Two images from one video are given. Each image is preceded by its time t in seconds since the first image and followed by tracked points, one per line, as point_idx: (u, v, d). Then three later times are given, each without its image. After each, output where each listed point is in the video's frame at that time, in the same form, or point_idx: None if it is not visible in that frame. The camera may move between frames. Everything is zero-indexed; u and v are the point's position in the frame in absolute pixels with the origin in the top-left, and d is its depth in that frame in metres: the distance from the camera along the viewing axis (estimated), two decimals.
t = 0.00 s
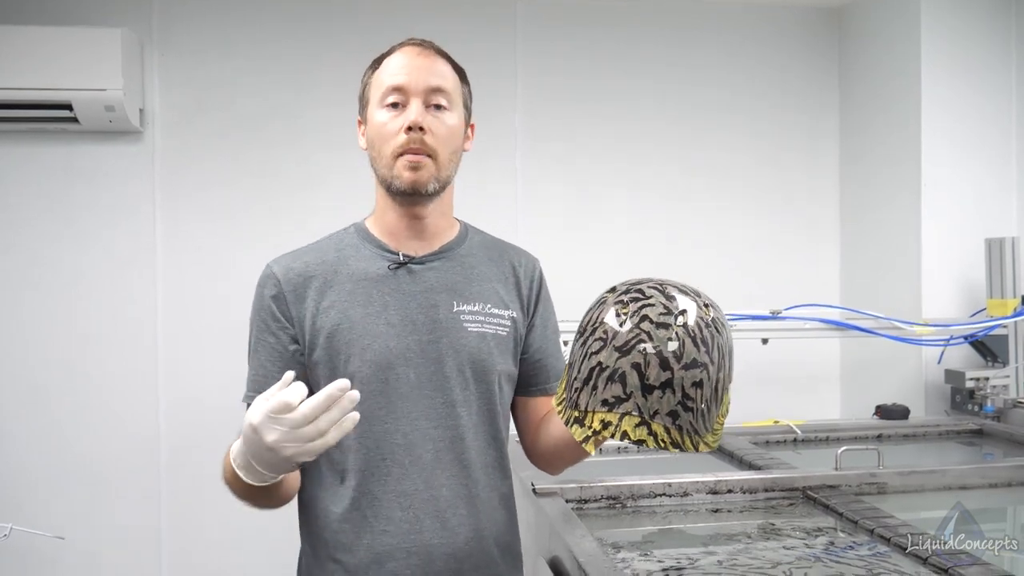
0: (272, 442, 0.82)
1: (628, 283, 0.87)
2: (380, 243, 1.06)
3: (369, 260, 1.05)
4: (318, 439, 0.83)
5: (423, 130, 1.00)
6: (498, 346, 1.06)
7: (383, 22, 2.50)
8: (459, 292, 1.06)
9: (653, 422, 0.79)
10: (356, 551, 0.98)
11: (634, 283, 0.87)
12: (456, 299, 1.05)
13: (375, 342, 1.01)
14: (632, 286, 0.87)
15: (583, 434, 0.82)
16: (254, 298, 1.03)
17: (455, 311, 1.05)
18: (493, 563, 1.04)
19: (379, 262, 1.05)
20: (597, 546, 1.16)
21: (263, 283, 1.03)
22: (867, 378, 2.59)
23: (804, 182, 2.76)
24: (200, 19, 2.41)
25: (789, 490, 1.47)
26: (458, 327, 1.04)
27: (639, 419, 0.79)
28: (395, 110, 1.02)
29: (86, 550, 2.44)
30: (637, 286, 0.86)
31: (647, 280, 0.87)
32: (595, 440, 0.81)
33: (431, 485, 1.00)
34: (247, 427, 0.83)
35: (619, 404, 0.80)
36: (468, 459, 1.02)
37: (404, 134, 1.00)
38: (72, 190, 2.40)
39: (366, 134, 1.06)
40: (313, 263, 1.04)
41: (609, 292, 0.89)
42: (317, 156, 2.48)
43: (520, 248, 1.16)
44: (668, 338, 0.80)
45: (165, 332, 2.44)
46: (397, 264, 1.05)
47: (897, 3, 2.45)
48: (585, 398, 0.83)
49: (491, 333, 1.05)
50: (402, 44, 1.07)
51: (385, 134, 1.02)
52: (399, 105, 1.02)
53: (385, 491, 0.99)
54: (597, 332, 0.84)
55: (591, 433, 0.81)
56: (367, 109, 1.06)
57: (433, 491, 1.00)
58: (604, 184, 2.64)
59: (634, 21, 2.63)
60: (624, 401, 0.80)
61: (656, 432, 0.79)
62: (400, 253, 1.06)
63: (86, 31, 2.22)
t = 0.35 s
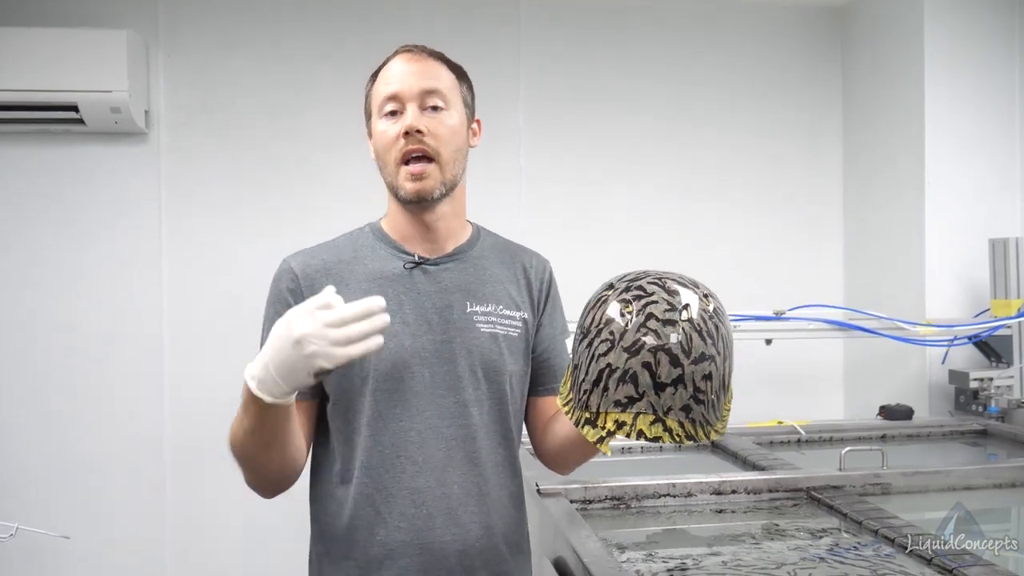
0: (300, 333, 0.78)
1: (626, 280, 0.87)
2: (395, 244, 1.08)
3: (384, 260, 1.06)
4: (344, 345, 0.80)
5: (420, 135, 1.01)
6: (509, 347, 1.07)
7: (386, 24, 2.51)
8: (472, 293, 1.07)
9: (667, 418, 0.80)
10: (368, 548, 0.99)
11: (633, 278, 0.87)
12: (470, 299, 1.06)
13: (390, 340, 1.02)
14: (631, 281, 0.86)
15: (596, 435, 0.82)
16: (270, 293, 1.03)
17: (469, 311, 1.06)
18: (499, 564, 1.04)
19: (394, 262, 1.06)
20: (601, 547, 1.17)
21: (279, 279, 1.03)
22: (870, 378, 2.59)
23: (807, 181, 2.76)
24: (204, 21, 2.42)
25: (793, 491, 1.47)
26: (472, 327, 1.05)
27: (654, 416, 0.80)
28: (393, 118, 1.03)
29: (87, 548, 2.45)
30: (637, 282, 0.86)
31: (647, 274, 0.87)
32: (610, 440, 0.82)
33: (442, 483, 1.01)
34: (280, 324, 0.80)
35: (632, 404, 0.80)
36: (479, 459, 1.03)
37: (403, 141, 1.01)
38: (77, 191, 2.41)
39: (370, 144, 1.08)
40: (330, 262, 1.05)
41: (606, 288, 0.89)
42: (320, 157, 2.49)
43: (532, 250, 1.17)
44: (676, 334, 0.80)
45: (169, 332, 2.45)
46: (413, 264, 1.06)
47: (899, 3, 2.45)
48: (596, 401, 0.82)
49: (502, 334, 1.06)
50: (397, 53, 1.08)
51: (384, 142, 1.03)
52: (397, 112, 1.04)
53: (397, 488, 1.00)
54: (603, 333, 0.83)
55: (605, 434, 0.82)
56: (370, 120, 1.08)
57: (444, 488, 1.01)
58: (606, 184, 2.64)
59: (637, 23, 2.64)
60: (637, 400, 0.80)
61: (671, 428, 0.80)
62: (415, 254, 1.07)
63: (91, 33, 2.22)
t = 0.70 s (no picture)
0: (354, 409, 0.81)
1: (617, 285, 0.86)
2: (404, 240, 1.08)
3: (394, 255, 1.07)
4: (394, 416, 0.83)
5: (435, 135, 1.01)
6: (515, 343, 1.08)
7: (391, 23, 2.51)
8: (480, 290, 1.08)
9: (662, 424, 0.81)
10: (376, 543, 0.99)
11: (623, 282, 0.86)
12: (477, 296, 1.07)
13: (401, 335, 1.02)
14: (621, 287, 0.85)
15: (592, 442, 0.83)
16: (277, 287, 1.02)
17: (477, 308, 1.06)
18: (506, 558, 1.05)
19: (404, 258, 1.06)
20: (607, 544, 1.17)
21: (288, 273, 1.02)
22: (875, 376, 2.59)
23: (812, 179, 2.76)
24: (209, 21, 2.43)
25: (798, 489, 1.47)
26: (480, 324, 1.06)
27: (649, 421, 0.81)
28: (408, 117, 1.04)
29: (93, 547, 2.46)
30: (627, 287, 0.85)
31: (637, 278, 0.86)
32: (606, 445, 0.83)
33: (451, 478, 1.02)
34: (328, 391, 0.81)
35: (628, 411, 0.81)
36: (488, 454, 1.04)
37: (418, 141, 1.01)
38: (83, 190, 2.41)
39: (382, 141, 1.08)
40: (339, 256, 1.05)
41: (596, 294, 0.88)
42: (325, 156, 2.50)
43: (533, 251, 1.19)
44: (669, 341, 0.80)
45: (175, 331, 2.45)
46: (423, 260, 1.07)
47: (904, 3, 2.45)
48: (592, 409, 0.82)
49: (509, 331, 1.07)
50: (411, 51, 1.08)
51: (399, 142, 1.03)
52: (410, 113, 1.04)
53: (406, 483, 1.00)
54: (595, 342, 0.82)
55: (600, 440, 0.82)
56: (382, 118, 1.07)
57: (454, 483, 1.02)
58: (611, 182, 2.64)
59: (642, 21, 2.63)
60: (632, 408, 0.81)
61: (667, 433, 0.81)
62: (426, 251, 1.08)
63: (97, 32, 2.23)
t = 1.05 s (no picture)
0: (353, 363, 0.80)
1: (617, 286, 0.86)
2: (405, 239, 1.08)
3: (396, 254, 1.07)
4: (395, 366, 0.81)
5: (456, 130, 1.02)
6: (515, 341, 1.09)
7: (394, 21, 2.51)
8: (480, 289, 1.08)
9: (663, 425, 0.80)
10: (381, 543, 0.99)
11: (623, 283, 0.86)
12: (478, 295, 1.08)
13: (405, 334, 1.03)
14: (621, 287, 0.86)
15: (593, 442, 0.83)
16: (277, 287, 1.01)
17: (478, 306, 1.07)
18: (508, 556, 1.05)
19: (405, 257, 1.07)
20: (610, 541, 1.17)
21: (287, 273, 1.01)
22: (878, 373, 2.59)
23: (814, 177, 2.76)
24: (212, 19, 2.43)
25: (801, 486, 1.48)
26: (482, 322, 1.06)
27: (651, 423, 0.81)
28: (428, 109, 1.04)
29: (96, 544, 2.47)
30: (629, 288, 0.85)
31: (637, 279, 0.86)
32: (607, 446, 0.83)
33: (457, 477, 1.02)
34: (324, 349, 0.80)
35: (629, 412, 0.81)
36: (493, 453, 1.04)
37: (439, 134, 1.02)
38: (86, 188, 2.42)
39: (395, 131, 1.07)
40: (339, 257, 1.05)
41: (595, 294, 0.88)
42: (327, 154, 2.50)
43: (527, 248, 1.20)
44: (670, 341, 0.80)
45: (178, 329, 2.46)
46: (424, 259, 1.07)
47: None
48: (593, 410, 0.82)
49: (509, 329, 1.08)
50: (433, 45, 1.08)
51: (418, 132, 1.03)
52: (431, 104, 1.04)
53: (412, 484, 1.00)
54: (597, 343, 0.82)
55: (601, 440, 0.82)
56: (397, 107, 1.07)
57: (460, 483, 1.02)
58: (613, 180, 2.64)
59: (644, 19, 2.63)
60: (634, 409, 0.81)
61: (668, 433, 0.80)
62: (426, 249, 1.08)
63: (99, 31, 2.23)
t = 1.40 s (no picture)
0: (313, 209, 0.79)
1: (598, 273, 0.87)
2: (406, 236, 1.09)
3: (397, 249, 1.07)
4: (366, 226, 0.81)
5: (471, 126, 1.02)
6: (513, 339, 1.09)
7: (395, 20, 2.51)
8: (480, 286, 1.09)
9: (639, 413, 0.80)
10: (385, 540, 0.99)
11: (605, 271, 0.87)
12: (478, 291, 1.08)
13: (407, 329, 1.02)
14: (603, 274, 0.86)
15: (569, 430, 0.82)
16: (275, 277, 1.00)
17: (478, 303, 1.07)
18: (513, 554, 1.06)
19: (405, 254, 1.07)
20: (613, 540, 1.18)
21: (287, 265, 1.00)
22: (879, 372, 2.59)
23: (816, 176, 2.76)
24: (213, 17, 2.43)
25: (803, 485, 1.48)
26: (482, 318, 1.06)
27: (627, 411, 0.80)
28: (444, 102, 1.03)
29: (98, 544, 2.47)
30: (610, 275, 0.86)
31: (620, 267, 0.87)
32: (582, 434, 0.82)
33: (460, 474, 1.02)
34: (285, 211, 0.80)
35: (605, 399, 0.80)
36: (494, 450, 1.05)
37: (454, 128, 1.02)
38: (87, 187, 2.42)
39: (408, 123, 1.06)
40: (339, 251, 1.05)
41: (578, 282, 0.89)
42: (329, 153, 2.50)
43: (523, 249, 1.21)
44: (648, 328, 0.80)
45: (180, 328, 2.46)
46: (424, 255, 1.07)
47: None
48: (569, 396, 0.82)
49: (508, 326, 1.09)
50: (452, 45, 1.08)
51: (433, 124, 1.02)
52: (447, 98, 1.04)
53: (415, 481, 1.00)
54: (574, 328, 0.83)
55: (576, 428, 0.81)
56: (411, 99, 1.06)
57: (463, 479, 1.02)
58: (615, 179, 2.64)
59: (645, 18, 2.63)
60: (610, 396, 0.80)
61: (644, 423, 0.80)
62: (426, 245, 1.09)
63: (100, 30, 2.23)
